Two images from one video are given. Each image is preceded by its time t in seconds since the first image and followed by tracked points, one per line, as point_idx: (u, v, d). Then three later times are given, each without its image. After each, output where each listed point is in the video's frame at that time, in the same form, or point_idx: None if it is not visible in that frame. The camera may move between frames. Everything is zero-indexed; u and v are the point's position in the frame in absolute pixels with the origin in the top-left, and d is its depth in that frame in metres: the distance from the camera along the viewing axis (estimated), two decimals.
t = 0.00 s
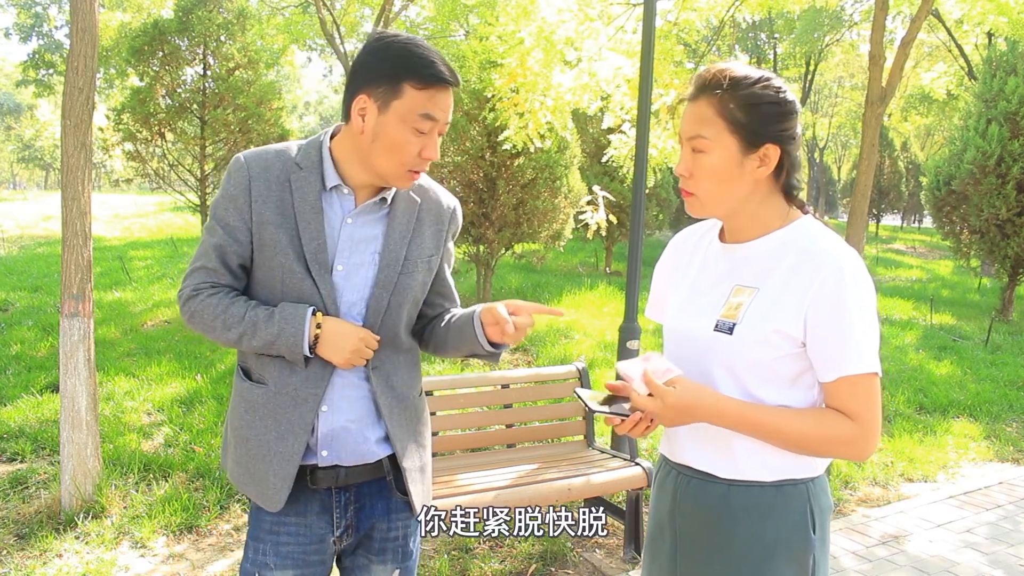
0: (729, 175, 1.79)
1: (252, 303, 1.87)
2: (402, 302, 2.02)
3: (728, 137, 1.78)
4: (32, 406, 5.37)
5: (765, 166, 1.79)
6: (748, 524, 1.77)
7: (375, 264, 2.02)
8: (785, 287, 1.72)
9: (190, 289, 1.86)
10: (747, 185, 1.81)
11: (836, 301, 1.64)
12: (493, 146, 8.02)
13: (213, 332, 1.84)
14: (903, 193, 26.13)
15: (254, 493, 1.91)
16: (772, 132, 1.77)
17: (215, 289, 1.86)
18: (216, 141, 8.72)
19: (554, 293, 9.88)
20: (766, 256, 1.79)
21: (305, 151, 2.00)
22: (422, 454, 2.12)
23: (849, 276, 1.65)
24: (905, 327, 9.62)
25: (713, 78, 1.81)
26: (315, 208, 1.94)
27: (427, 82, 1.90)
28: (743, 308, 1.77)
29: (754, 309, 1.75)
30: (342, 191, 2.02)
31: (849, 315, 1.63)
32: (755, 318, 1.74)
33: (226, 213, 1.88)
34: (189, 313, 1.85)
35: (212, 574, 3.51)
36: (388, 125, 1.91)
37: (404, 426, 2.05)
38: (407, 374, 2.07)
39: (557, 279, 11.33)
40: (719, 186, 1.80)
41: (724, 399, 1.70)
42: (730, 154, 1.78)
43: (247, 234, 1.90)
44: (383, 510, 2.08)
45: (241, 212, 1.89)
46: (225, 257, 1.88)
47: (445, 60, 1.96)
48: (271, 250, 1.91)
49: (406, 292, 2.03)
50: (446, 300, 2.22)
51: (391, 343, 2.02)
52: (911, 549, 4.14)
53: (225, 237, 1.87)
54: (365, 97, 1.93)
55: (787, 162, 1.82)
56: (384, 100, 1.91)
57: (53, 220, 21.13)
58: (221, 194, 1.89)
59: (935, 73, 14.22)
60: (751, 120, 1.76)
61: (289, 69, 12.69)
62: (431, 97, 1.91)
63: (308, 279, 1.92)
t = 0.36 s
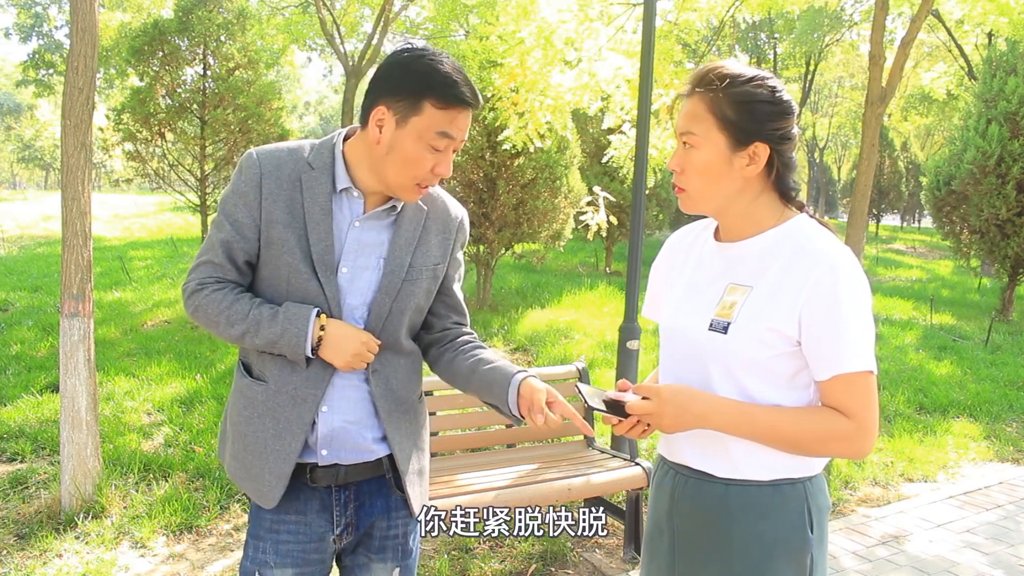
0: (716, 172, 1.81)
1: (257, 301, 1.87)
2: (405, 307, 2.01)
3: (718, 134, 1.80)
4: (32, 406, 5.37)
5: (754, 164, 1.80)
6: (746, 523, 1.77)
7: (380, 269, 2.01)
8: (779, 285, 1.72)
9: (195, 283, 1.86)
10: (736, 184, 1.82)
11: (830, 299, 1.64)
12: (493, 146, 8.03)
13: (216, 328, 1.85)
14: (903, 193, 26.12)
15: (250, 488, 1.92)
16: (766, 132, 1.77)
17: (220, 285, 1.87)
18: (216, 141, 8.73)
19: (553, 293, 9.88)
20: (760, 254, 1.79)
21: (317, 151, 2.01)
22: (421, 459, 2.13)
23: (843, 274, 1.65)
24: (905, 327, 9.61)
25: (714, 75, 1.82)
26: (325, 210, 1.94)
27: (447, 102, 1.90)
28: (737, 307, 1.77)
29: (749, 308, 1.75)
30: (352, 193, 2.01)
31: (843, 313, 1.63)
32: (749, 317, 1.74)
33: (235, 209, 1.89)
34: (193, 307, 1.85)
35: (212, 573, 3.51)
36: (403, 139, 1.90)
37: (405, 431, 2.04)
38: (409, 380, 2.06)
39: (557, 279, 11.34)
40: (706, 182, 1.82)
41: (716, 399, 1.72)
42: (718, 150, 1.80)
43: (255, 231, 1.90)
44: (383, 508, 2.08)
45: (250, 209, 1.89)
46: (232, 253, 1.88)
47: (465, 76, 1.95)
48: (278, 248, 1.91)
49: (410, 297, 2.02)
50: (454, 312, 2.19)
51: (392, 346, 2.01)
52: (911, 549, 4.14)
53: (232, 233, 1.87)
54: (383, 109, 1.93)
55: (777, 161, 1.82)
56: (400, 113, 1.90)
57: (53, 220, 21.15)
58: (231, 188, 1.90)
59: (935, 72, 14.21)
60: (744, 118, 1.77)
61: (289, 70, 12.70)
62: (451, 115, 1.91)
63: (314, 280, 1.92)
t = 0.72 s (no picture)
0: (716, 170, 1.81)
1: (256, 302, 1.88)
2: (404, 304, 2.00)
3: (714, 133, 1.80)
4: (32, 406, 5.37)
5: (753, 162, 1.80)
6: (745, 524, 1.77)
7: (378, 266, 2.00)
8: (778, 286, 1.72)
9: (194, 287, 1.88)
10: (735, 182, 1.82)
11: (830, 300, 1.64)
12: (493, 146, 8.04)
13: (216, 330, 1.85)
14: (903, 193, 26.12)
15: (252, 491, 1.92)
16: (763, 129, 1.77)
17: (219, 288, 1.88)
18: (216, 141, 8.72)
19: (553, 293, 9.88)
20: (760, 255, 1.79)
21: (312, 151, 2.01)
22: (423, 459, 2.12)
23: (843, 276, 1.65)
24: (905, 327, 9.61)
25: (705, 75, 1.83)
26: (320, 208, 1.94)
27: (424, 65, 1.92)
28: (736, 308, 1.77)
29: (749, 309, 1.75)
30: (348, 191, 2.01)
31: (843, 314, 1.63)
32: (748, 317, 1.74)
33: (232, 211, 1.90)
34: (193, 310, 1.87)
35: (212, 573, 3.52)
36: (392, 113, 1.91)
37: (406, 430, 2.04)
38: (410, 378, 2.05)
39: (557, 278, 11.34)
40: (707, 180, 1.82)
41: (716, 401, 1.72)
42: (713, 148, 1.80)
43: (252, 233, 1.91)
44: (384, 512, 2.08)
45: (247, 211, 1.90)
46: (229, 255, 1.89)
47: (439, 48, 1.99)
48: (275, 248, 1.91)
49: (410, 293, 2.01)
50: (454, 309, 2.19)
51: (392, 343, 2.01)
52: (911, 549, 4.14)
53: (229, 236, 1.88)
54: (364, 91, 1.94)
55: (773, 157, 1.81)
56: (384, 88, 1.91)
57: (53, 220, 21.16)
58: (228, 192, 1.91)
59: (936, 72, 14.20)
60: (741, 116, 1.77)
61: (289, 70, 12.71)
62: (432, 79, 1.94)
63: (311, 279, 1.92)
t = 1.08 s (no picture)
0: (718, 169, 1.81)
1: (254, 310, 1.88)
2: (401, 293, 2.00)
3: (717, 130, 1.80)
4: (32, 406, 5.37)
5: (756, 161, 1.80)
6: (746, 524, 1.77)
7: (371, 258, 2.00)
8: (780, 287, 1.72)
9: (193, 304, 1.89)
10: (738, 180, 1.82)
11: (833, 303, 1.64)
12: (493, 146, 8.05)
13: (218, 344, 1.86)
14: (903, 193, 26.13)
15: (265, 500, 1.91)
16: (768, 128, 1.77)
17: (216, 301, 1.88)
18: (216, 141, 8.70)
19: (553, 293, 9.88)
20: (761, 257, 1.79)
21: (290, 157, 2.01)
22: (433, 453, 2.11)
23: (845, 278, 1.65)
24: (905, 327, 9.61)
25: (706, 77, 1.84)
26: (305, 208, 1.94)
27: (385, 45, 1.97)
28: (740, 309, 1.77)
29: (751, 311, 1.74)
30: (331, 187, 2.02)
31: (845, 317, 1.63)
32: (750, 318, 1.74)
33: (218, 224, 1.89)
34: (194, 327, 1.87)
35: (213, 574, 3.52)
36: (357, 93, 1.95)
37: (412, 421, 2.04)
38: (414, 368, 2.06)
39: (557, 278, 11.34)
40: (709, 178, 1.83)
41: (717, 402, 1.72)
42: (717, 147, 1.80)
43: (241, 241, 1.90)
44: (392, 514, 2.08)
45: (233, 222, 1.90)
46: (222, 268, 1.89)
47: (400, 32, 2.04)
48: (265, 254, 1.91)
49: (405, 282, 2.01)
50: (447, 297, 2.19)
51: (393, 332, 2.01)
52: (911, 549, 4.14)
53: (219, 248, 1.88)
54: (328, 80, 1.98)
55: (778, 157, 1.82)
56: (348, 72, 1.96)
57: (53, 220, 21.15)
58: (213, 208, 1.91)
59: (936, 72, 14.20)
60: (747, 115, 1.77)
61: (289, 69, 12.71)
62: (396, 57, 1.98)
63: (305, 279, 1.91)
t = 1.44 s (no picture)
0: (720, 168, 1.81)
1: (241, 305, 1.87)
2: (388, 290, 2.02)
3: (720, 130, 1.80)
4: (32, 406, 5.37)
5: (758, 161, 1.80)
6: (746, 524, 1.77)
7: (358, 255, 2.01)
8: (782, 287, 1.72)
9: (178, 298, 1.87)
10: (739, 180, 1.82)
11: (834, 304, 1.64)
12: (493, 146, 8.06)
13: (204, 339, 1.85)
14: (903, 193, 26.13)
15: (248, 495, 1.90)
16: (770, 130, 1.77)
17: (202, 296, 1.87)
18: (216, 141, 8.68)
19: (553, 293, 9.88)
20: (762, 257, 1.79)
21: (277, 151, 2.01)
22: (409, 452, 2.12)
23: (845, 278, 1.65)
24: (905, 327, 9.61)
25: (712, 74, 1.83)
26: (294, 204, 1.94)
27: (390, 64, 1.92)
28: (741, 309, 1.77)
29: (752, 311, 1.74)
30: (319, 184, 2.02)
31: (846, 317, 1.63)
32: (750, 318, 1.74)
33: (206, 219, 1.88)
34: (179, 321, 1.86)
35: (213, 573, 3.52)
36: (352, 107, 1.92)
37: (393, 417, 2.04)
38: (397, 359, 2.07)
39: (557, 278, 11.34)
40: (710, 178, 1.83)
41: (718, 403, 1.72)
42: (719, 147, 1.81)
43: (229, 236, 1.90)
44: (366, 508, 2.07)
45: (221, 216, 1.89)
46: (209, 262, 1.88)
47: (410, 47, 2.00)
48: (254, 249, 1.90)
49: (390, 280, 2.02)
50: (439, 287, 2.20)
51: (378, 327, 2.01)
52: (911, 549, 4.14)
53: (207, 242, 1.87)
54: (328, 84, 1.95)
55: (780, 157, 1.81)
56: (348, 82, 1.92)
57: (53, 220, 21.16)
58: (200, 201, 1.89)
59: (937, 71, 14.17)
60: (750, 115, 1.77)
61: (289, 70, 12.71)
62: (398, 78, 1.94)
63: (293, 274, 1.91)
